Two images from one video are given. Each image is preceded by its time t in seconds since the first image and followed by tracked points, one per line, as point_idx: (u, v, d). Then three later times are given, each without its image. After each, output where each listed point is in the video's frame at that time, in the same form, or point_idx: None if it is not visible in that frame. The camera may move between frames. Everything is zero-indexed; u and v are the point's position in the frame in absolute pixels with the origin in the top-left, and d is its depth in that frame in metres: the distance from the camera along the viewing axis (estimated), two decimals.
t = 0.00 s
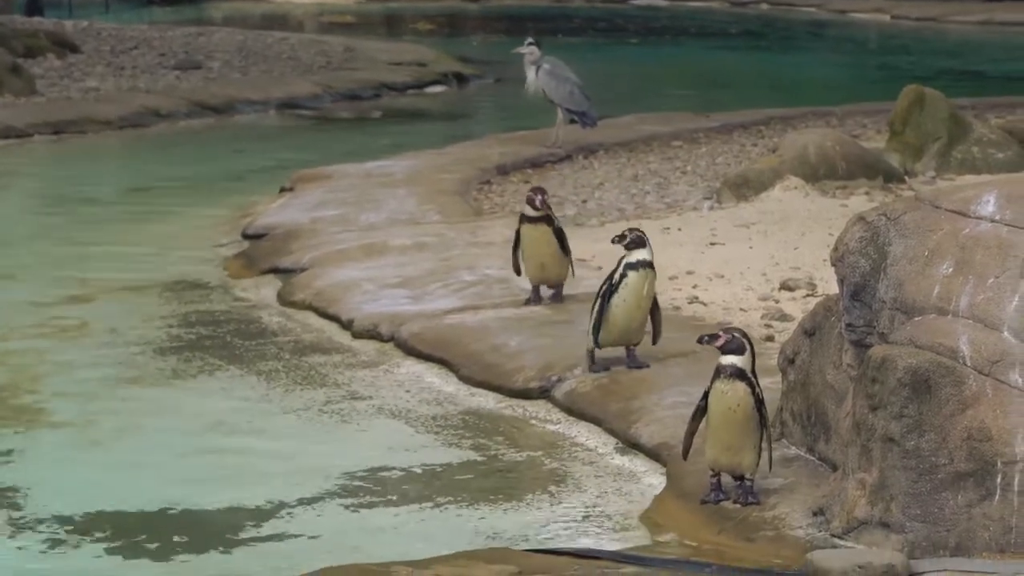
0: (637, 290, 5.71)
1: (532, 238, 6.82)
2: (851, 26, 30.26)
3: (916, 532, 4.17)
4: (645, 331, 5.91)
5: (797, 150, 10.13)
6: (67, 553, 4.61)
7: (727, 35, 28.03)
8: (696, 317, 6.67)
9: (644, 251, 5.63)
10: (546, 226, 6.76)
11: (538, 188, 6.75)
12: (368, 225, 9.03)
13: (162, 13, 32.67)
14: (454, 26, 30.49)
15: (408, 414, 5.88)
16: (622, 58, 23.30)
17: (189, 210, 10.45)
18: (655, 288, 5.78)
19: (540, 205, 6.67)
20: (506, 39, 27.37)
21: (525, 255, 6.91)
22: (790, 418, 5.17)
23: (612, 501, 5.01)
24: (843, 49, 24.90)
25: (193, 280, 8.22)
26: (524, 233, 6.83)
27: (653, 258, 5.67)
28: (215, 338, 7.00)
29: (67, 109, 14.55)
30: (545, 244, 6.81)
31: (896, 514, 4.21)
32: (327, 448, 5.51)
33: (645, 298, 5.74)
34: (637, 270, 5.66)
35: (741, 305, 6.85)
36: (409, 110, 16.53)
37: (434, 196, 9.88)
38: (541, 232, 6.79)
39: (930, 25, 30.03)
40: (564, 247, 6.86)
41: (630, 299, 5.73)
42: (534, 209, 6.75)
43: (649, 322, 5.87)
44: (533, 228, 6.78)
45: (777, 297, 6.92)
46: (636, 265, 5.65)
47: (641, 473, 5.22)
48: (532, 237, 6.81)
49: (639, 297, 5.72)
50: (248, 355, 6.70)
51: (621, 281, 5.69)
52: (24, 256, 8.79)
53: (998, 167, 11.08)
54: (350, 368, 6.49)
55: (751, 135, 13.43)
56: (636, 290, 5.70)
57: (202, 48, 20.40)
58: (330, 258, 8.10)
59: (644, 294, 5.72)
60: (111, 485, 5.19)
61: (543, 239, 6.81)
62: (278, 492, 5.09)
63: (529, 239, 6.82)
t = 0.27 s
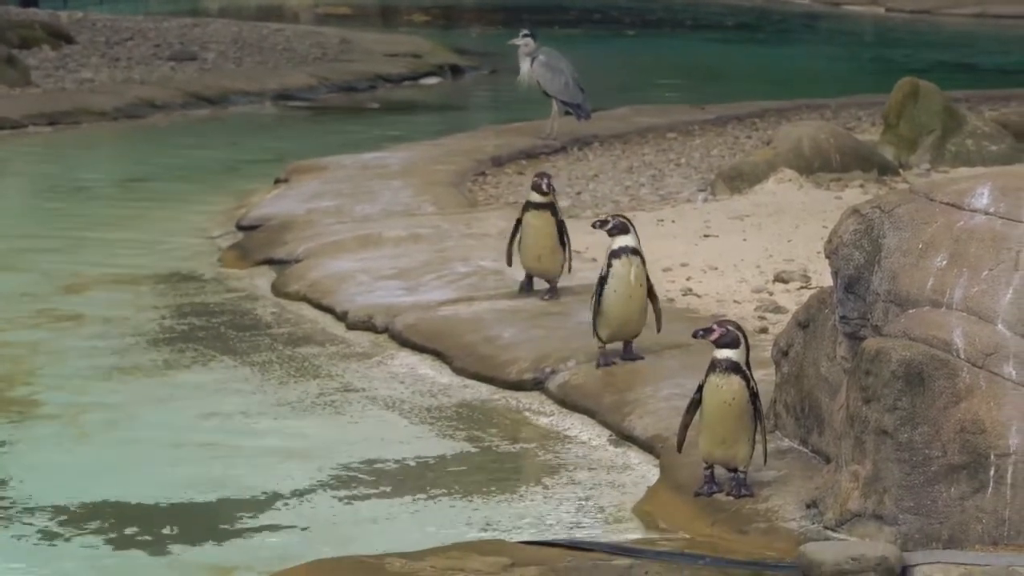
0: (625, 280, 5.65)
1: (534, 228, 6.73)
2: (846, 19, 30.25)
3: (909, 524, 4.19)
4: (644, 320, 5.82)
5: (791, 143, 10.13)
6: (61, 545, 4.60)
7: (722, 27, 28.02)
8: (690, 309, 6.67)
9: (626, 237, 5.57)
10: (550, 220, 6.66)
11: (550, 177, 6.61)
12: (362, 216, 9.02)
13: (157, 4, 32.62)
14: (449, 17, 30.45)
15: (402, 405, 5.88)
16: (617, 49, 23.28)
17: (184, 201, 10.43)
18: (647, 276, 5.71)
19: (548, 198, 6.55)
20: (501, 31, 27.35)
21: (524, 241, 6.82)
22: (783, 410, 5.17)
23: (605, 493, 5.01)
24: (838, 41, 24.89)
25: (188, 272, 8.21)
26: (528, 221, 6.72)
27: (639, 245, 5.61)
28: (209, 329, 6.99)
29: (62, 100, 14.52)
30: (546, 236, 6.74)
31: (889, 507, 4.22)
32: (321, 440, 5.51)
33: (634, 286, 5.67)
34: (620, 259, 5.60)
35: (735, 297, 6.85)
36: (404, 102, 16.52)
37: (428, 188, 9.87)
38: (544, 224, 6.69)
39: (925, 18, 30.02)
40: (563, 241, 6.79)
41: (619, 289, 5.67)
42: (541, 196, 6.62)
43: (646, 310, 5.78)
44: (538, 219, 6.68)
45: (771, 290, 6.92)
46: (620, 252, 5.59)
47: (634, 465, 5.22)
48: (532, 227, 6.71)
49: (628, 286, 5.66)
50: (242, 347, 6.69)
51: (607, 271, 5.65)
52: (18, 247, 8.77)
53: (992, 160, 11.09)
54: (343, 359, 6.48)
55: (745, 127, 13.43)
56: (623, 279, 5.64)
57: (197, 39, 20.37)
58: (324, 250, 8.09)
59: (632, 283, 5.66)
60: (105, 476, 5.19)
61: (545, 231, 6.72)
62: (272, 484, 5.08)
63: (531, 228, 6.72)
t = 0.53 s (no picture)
0: (602, 273, 5.69)
1: (525, 220, 6.68)
2: (838, 11, 30.25)
3: (899, 516, 4.19)
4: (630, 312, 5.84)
5: (783, 135, 10.12)
6: (51, 535, 4.60)
7: (714, 19, 28.00)
8: (681, 301, 6.67)
9: (603, 232, 5.60)
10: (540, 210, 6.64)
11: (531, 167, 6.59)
12: (353, 208, 9.01)
13: None
14: (441, 9, 30.43)
15: (393, 397, 5.87)
16: (609, 41, 23.27)
17: (175, 193, 10.41)
18: (627, 270, 5.72)
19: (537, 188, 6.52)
20: (493, 22, 27.32)
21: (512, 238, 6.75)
22: (775, 402, 5.17)
23: (596, 485, 5.01)
24: (830, 33, 24.90)
25: (179, 263, 8.20)
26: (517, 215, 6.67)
27: (616, 240, 5.63)
28: (200, 321, 6.98)
29: (52, 90, 14.49)
30: (537, 228, 6.71)
31: (879, 499, 4.23)
32: (311, 431, 5.50)
33: (613, 279, 5.71)
34: (597, 253, 5.64)
35: (727, 289, 6.85)
36: (395, 94, 16.50)
37: (420, 180, 9.86)
38: (534, 215, 6.67)
39: (916, 10, 30.04)
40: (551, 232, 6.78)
41: (597, 282, 5.72)
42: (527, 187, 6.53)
43: (629, 302, 5.80)
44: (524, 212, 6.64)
45: (763, 282, 6.92)
46: (595, 247, 5.63)
47: (625, 456, 5.22)
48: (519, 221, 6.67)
49: (606, 279, 5.71)
50: (233, 338, 6.69)
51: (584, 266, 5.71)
52: (8, 238, 8.75)
53: (983, 152, 11.09)
54: (334, 351, 6.48)
55: (737, 119, 13.43)
56: (600, 273, 5.69)
57: (188, 30, 20.33)
58: (316, 241, 8.08)
59: (609, 276, 5.70)
60: (96, 467, 5.18)
61: (535, 222, 6.69)
62: (263, 475, 5.08)
63: (522, 222, 6.67)
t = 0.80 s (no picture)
0: (603, 267, 5.63)
1: (512, 217, 6.59)
2: (825, 2, 30.26)
3: (886, 507, 4.19)
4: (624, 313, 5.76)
5: (769, 126, 10.12)
6: (37, 527, 4.58)
7: (701, 11, 27.99)
8: (668, 293, 6.67)
9: (611, 226, 5.53)
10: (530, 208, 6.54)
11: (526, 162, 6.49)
12: (340, 199, 8.99)
13: None
14: None
15: (380, 388, 5.87)
16: (596, 32, 23.25)
17: (161, 184, 10.38)
18: (630, 268, 5.64)
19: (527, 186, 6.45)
20: (480, 13, 27.27)
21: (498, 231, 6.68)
22: (761, 393, 5.17)
23: (582, 476, 5.00)
24: (817, 24, 24.91)
25: (165, 254, 8.18)
26: (505, 210, 6.57)
27: (624, 236, 5.56)
28: (186, 312, 6.96)
29: (38, 81, 14.43)
30: (524, 224, 6.62)
31: (866, 490, 4.22)
32: (298, 422, 5.49)
33: (612, 275, 5.64)
34: (601, 246, 5.58)
35: (713, 281, 6.85)
36: (383, 85, 16.46)
37: (406, 171, 9.84)
38: (523, 212, 6.56)
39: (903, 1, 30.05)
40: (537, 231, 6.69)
41: (596, 275, 5.66)
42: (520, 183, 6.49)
43: (626, 301, 5.71)
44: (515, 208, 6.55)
45: (749, 273, 6.92)
46: (602, 239, 5.57)
47: (612, 448, 5.21)
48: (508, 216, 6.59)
49: (606, 274, 5.64)
50: (220, 329, 6.67)
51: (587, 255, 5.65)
52: None
53: (970, 144, 11.11)
54: (320, 342, 6.47)
55: (724, 110, 13.43)
56: (600, 266, 5.62)
57: (175, 21, 20.28)
58: (302, 233, 8.06)
59: (610, 272, 5.63)
60: (83, 458, 5.17)
61: (523, 219, 6.60)
62: (250, 466, 5.07)
63: (510, 217, 6.58)
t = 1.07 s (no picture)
0: (599, 260, 5.64)
1: (488, 208, 6.63)
2: None
3: (875, 495, 4.20)
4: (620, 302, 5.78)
5: (758, 115, 10.12)
6: (27, 515, 4.57)
7: None
8: (657, 281, 6.67)
9: (602, 220, 5.54)
10: (504, 198, 6.60)
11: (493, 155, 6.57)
12: (329, 187, 8.97)
13: None
14: None
15: (369, 376, 5.86)
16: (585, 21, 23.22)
17: (150, 172, 10.35)
18: (623, 256, 5.68)
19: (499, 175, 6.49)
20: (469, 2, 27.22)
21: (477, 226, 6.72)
22: (750, 381, 5.17)
23: (571, 463, 4.99)
24: (807, 13, 24.91)
25: (154, 242, 8.15)
26: (480, 202, 6.63)
27: (614, 227, 5.58)
28: (176, 300, 6.95)
29: (26, 70, 14.38)
30: (501, 215, 6.66)
31: (855, 478, 4.23)
32: (288, 410, 5.48)
33: (606, 266, 5.66)
34: (594, 240, 5.59)
35: (702, 269, 6.85)
36: (372, 73, 16.43)
37: (395, 159, 9.82)
38: (497, 202, 6.61)
39: None
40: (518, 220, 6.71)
41: (595, 269, 5.67)
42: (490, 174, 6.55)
43: (623, 289, 5.74)
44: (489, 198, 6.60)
45: (739, 261, 6.92)
46: (594, 234, 5.58)
47: (601, 436, 5.21)
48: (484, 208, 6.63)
49: (603, 266, 5.65)
50: (209, 317, 6.66)
51: (580, 252, 5.65)
52: None
53: (959, 132, 11.12)
54: (310, 330, 6.46)
55: (713, 99, 13.42)
56: (596, 259, 5.63)
57: (164, 9, 20.21)
58: (291, 221, 8.05)
59: (605, 264, 5.65)
60: (71, 446, 5.16)
61: (500, 210, 6.64)
62: (239, 454, 5.06)
63: (485, 208, 6.63)
